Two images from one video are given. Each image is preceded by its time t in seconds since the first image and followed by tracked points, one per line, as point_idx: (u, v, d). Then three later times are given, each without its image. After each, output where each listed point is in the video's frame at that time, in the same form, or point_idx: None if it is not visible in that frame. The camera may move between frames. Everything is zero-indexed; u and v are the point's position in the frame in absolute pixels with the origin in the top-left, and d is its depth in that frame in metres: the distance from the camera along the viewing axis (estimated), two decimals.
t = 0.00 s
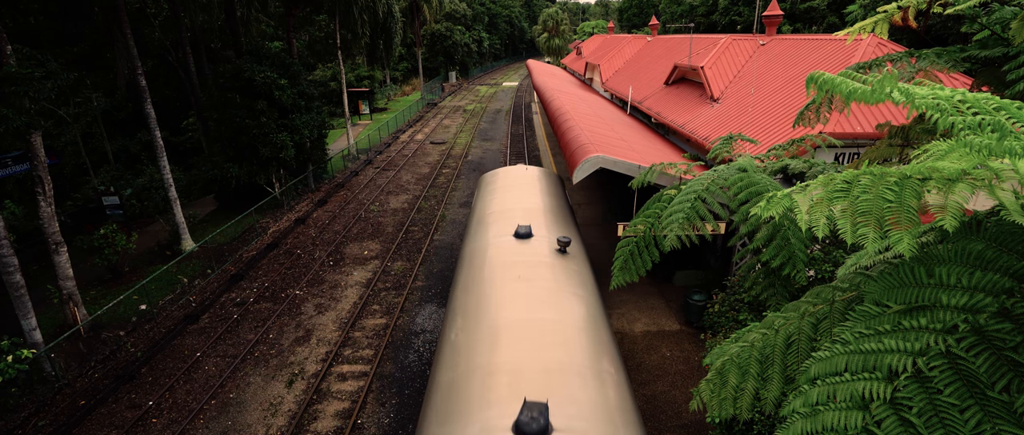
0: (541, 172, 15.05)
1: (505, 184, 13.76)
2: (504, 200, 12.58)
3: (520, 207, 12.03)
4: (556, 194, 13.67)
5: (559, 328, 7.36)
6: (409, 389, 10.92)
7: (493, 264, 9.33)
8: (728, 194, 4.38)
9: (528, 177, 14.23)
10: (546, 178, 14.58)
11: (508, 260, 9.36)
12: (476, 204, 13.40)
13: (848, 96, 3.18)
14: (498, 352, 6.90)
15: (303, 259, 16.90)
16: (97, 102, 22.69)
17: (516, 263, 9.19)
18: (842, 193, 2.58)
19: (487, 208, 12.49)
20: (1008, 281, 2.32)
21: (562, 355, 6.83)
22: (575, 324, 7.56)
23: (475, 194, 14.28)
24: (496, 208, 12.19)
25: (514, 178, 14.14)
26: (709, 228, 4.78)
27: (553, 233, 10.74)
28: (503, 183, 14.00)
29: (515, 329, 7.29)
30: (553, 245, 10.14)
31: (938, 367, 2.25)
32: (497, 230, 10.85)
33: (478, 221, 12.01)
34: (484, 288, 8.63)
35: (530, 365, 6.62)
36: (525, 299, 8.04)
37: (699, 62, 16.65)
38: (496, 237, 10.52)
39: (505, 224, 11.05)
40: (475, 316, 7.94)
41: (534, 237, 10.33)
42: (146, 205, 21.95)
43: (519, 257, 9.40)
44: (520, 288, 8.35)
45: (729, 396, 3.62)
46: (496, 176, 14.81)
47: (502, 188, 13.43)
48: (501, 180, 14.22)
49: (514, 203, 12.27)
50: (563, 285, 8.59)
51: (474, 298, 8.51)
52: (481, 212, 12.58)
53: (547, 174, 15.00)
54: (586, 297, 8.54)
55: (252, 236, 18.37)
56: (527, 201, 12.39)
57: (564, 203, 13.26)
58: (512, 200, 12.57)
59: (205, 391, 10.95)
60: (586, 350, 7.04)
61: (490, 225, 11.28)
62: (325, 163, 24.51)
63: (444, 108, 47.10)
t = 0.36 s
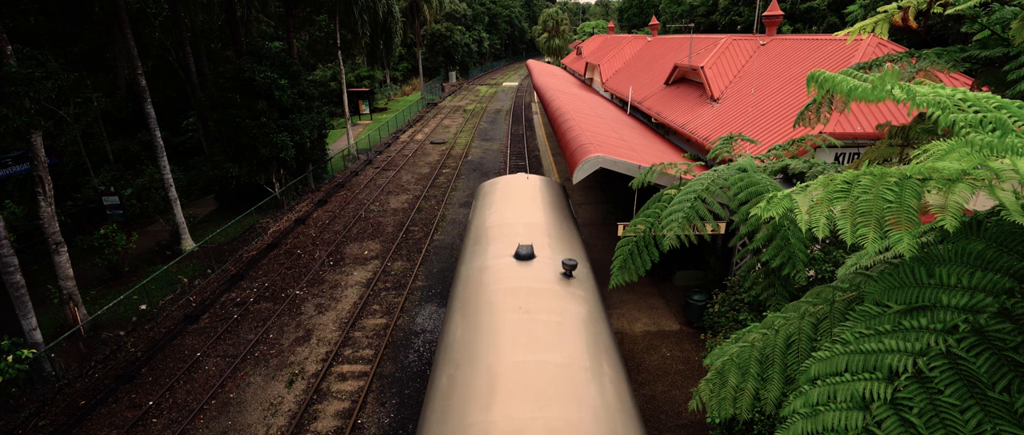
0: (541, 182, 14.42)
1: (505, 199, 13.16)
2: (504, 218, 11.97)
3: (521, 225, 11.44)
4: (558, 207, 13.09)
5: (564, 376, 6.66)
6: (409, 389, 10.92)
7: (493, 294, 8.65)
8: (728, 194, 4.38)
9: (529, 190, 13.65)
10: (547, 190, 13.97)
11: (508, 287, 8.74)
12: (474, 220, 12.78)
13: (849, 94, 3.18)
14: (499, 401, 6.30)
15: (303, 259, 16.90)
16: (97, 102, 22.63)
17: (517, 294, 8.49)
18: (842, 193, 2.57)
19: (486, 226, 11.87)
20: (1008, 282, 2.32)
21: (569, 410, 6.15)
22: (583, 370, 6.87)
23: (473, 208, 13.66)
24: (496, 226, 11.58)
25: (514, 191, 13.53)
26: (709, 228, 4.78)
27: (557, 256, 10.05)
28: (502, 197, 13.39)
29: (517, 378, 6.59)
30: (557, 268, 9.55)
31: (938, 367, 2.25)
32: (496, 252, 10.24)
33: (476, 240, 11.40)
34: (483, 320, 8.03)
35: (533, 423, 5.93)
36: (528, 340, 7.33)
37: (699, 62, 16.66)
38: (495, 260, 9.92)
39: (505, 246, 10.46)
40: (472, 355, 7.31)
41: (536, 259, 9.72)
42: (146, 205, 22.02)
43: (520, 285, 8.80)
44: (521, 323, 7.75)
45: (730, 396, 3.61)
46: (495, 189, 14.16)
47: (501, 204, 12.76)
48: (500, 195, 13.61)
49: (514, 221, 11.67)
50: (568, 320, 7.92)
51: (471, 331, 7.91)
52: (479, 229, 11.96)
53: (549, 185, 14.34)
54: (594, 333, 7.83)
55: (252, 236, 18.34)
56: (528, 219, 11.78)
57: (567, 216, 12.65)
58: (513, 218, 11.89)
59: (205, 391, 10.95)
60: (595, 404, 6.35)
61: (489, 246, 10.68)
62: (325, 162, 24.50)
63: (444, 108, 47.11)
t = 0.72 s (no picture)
0: (543, 194, 13.38)
1: (505, 213, 12.10)
2: (503, 235, 10.88)
3: (522, 244, 10.34)
4: (563, 221, 12.01)
5: None
6: (409, 389, 10.93)
7: (490, 328, 7.61)
8: (728, 194, 4.38)
9: (530, 202, 12.64)
10: (550, 202, 12.91)
11: (507, 322, 7.65)
12: (471, 236, 11.70)
13: (849, 94, 3.18)
14: None
15: (303, 259, 16.90)
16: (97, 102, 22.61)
17: (518, 328, 7.46)
18: (842, 194, 2.58)
19: (483, 245, 10.78)
20: (1009, 282, 2.32)
21: None
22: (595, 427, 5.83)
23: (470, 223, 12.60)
24: (496, 244, 10.48)
25: (514, 205, 12.50)
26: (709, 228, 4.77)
27: (562, 279, 9.03)
28: (501, 212, 12.32)
29: None
30: (563, 296, 8.44)
31: (938, 368, 2.25)
32: (495, 277, 9.15)
33: (472, 261, 10.30)
34: (478, 364, 6.92)
35: None
36: (531, 388, 6.30)
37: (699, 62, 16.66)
38: (493, 286, 8.83)
39: (504, 269, 9.36)
40: (466, 412, 6.20)
41: (539, 286, 8.62)
42: (146, 205, 22.01)
43: (521, 318, 7.70)
44: (522, 369, 6.64)
45: (730, 397, 3.60)
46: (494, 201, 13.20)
47: (500, 218, 11.79)
48: (499, 208, 12.55)
49: (514, 239, 10.58)
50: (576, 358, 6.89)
51: (464, 378, 6.80)
52: (476, 246, 10.90)
53: (551, 196, 13.40)
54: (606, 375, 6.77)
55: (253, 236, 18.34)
56: (530, 236, 10.69)
57: (572, 232, 11.56)
58: (513, 234, 10.89)
59: (206, 391, 10.96)
60: None
61: (486, 268, 9.59)
62: (325, 162, 24.52)
63: (444, 108, 47.11)
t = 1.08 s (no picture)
0: (546, 205, 12.18)
1: (506, 228, 10.93)
2: (503, 255, 9.72)
3: (524, 266, 9.19)
4: (569, 237, 10.85)
5: None
6: (409, 389, 10.92)
7: (488, 373, 6.51)
8: (729, 194, 4.38)
9: (533, 216, 11.50)
10: (554, 216, 11.74)
11: (507, 369, 6.51)
12: (467, 254, 10.52)
13: (849, 95, 3.18)
14: None
15: (303, 259, 16.89)
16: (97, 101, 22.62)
17: (521, 376, 6.36)
18: (842, 194, 2.58)
19: (481, 265, 9.61)
20: (1009, 282, 2.32)
21: None
22: None
23: (466, 237, 11.44)
24: (495, 266, 9.34)
25: (515, 217, 11.41)
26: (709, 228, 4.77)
27: (570, 312, 7.92)
28: (501, 226, 11.14)
29: None
30: (571, 334, 7.30)
31: (939, 367, 2.25)
32: (493, 307, 8.00)
33: (468, 285, 9.15)
34: (473, 422, 5.84)
35: None
36: None
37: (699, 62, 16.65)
38: (491, 319, 7.68)
39: (505, 298, 8.21)
40: None
41: (543, 322, 7.48)
42: (146, 205, 22.01)
43: (523, 364, 6.56)
44: None
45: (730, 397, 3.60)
46: (493, 211, 12.09)
47: (500, 234, 10.69)
48: (498, 222, 11.39)
49: (515, 261, 9.42)
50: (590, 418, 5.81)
51: None
52: (473, 265, 9.82)
53: (555, 207, 12.31)
54: None
55: (253, 236, 18.32)
56: (533, 257, 9.54)
57: (580, 250, 10.48)
58: (514, 252, 9.78)
59: (206, 391, 10.96)
60: None
61: (483, 296, 8.45)
62: (326, 162, 24.52)
63: (444, 108, 47.08)
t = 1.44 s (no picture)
0: (549, 221, 11.12)
1: (504, 247, 9.89)
2: (502, 279, 8.71)
3: (524, 295, 8.18)
4: (574, 258, 9.83)
5: None
6: (409, 388, 10.93)
7: None
8: (729, 194, 4.37)
9: (535, 233, 10.51)
10: (558, 234, 10.71)
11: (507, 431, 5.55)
12: (462, 276, 9.48)
13: (848, 97, 3.14)
14: None
15: (303, 259, 16.89)
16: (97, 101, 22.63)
17: None
18: (843, 193, 2.59)
19: (477, 291, 8.59)
20: (1010, 281, 2.31)
21: None
22: None
23: (462, 256, 10.43)
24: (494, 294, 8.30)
25: (516, 234, 10.41)
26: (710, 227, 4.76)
27: (579, 353, 6.93)
28: (499, 245, 10.10)
29: None
30: (579, 382, 6.33)
31: (939, 367, 2.25)
32: (491, 347, 7.01)
33: (463, 316, 8.13)
34: None
35: None
36: None
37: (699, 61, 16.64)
38: (488, 362, 6.71)
39: (504, 336, 7.22)
40: None
41: (548, 365, 6.53)
42: (147, 204, 22.01)
43: (525, 426, 5.60)
44: None
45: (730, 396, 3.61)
46: (492, 226, 11.07)
47: (499, 253, 9.69)
48: (497, 240, 10.35)
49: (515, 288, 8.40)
50: None
51: None
52: (468, 291, 8.80)
53: (559, 221, 11.31)
54: None
55: (253, 235, 18.31)
56: (536, 283, 8.52)
57: (588, 273, 9.49)
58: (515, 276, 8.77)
59: (206, 390, 10.97)
60: None
61: (479, 332, 7.45)
62: (326, 162, 24.51)
63: (445, 107, 47.06)
